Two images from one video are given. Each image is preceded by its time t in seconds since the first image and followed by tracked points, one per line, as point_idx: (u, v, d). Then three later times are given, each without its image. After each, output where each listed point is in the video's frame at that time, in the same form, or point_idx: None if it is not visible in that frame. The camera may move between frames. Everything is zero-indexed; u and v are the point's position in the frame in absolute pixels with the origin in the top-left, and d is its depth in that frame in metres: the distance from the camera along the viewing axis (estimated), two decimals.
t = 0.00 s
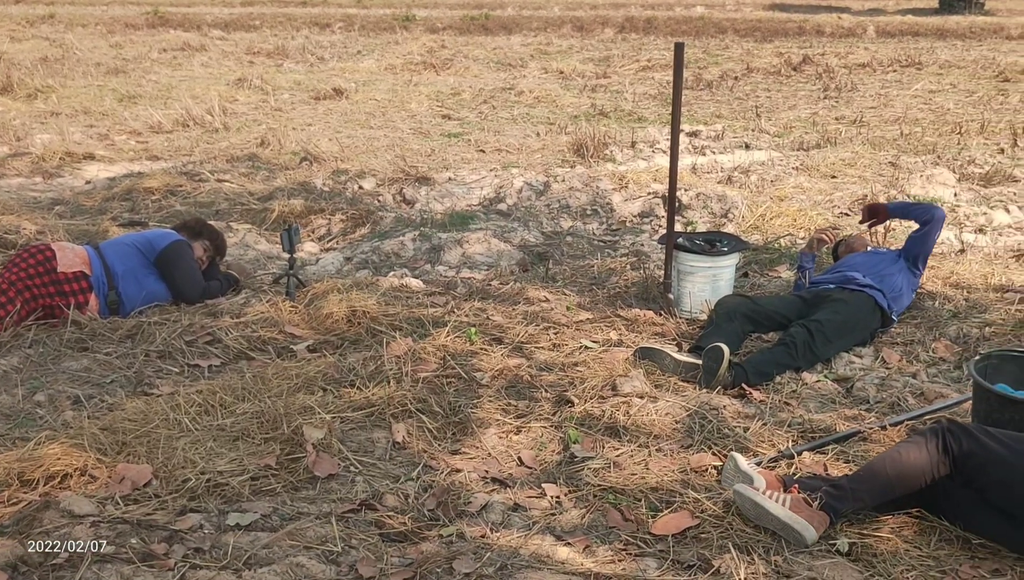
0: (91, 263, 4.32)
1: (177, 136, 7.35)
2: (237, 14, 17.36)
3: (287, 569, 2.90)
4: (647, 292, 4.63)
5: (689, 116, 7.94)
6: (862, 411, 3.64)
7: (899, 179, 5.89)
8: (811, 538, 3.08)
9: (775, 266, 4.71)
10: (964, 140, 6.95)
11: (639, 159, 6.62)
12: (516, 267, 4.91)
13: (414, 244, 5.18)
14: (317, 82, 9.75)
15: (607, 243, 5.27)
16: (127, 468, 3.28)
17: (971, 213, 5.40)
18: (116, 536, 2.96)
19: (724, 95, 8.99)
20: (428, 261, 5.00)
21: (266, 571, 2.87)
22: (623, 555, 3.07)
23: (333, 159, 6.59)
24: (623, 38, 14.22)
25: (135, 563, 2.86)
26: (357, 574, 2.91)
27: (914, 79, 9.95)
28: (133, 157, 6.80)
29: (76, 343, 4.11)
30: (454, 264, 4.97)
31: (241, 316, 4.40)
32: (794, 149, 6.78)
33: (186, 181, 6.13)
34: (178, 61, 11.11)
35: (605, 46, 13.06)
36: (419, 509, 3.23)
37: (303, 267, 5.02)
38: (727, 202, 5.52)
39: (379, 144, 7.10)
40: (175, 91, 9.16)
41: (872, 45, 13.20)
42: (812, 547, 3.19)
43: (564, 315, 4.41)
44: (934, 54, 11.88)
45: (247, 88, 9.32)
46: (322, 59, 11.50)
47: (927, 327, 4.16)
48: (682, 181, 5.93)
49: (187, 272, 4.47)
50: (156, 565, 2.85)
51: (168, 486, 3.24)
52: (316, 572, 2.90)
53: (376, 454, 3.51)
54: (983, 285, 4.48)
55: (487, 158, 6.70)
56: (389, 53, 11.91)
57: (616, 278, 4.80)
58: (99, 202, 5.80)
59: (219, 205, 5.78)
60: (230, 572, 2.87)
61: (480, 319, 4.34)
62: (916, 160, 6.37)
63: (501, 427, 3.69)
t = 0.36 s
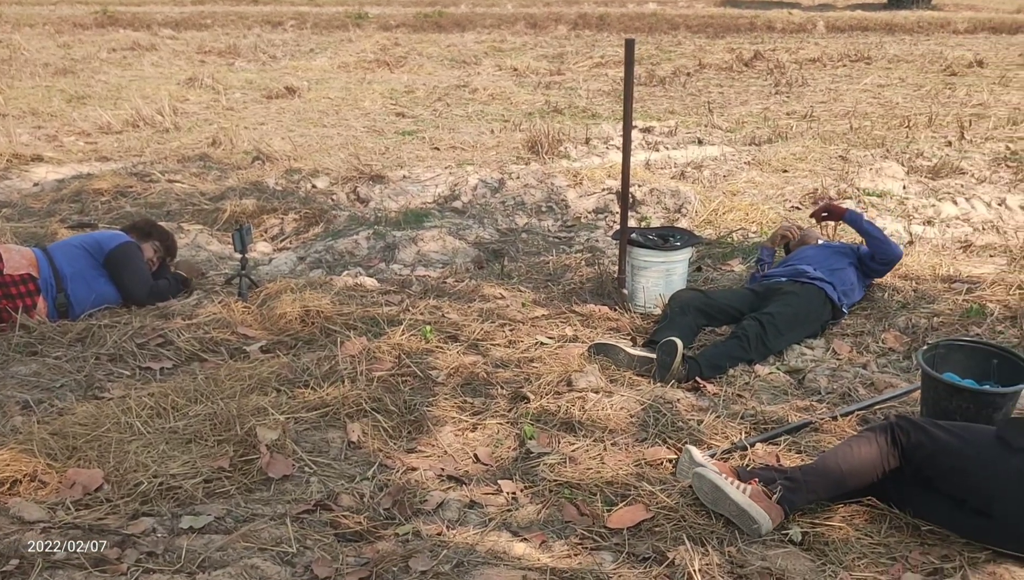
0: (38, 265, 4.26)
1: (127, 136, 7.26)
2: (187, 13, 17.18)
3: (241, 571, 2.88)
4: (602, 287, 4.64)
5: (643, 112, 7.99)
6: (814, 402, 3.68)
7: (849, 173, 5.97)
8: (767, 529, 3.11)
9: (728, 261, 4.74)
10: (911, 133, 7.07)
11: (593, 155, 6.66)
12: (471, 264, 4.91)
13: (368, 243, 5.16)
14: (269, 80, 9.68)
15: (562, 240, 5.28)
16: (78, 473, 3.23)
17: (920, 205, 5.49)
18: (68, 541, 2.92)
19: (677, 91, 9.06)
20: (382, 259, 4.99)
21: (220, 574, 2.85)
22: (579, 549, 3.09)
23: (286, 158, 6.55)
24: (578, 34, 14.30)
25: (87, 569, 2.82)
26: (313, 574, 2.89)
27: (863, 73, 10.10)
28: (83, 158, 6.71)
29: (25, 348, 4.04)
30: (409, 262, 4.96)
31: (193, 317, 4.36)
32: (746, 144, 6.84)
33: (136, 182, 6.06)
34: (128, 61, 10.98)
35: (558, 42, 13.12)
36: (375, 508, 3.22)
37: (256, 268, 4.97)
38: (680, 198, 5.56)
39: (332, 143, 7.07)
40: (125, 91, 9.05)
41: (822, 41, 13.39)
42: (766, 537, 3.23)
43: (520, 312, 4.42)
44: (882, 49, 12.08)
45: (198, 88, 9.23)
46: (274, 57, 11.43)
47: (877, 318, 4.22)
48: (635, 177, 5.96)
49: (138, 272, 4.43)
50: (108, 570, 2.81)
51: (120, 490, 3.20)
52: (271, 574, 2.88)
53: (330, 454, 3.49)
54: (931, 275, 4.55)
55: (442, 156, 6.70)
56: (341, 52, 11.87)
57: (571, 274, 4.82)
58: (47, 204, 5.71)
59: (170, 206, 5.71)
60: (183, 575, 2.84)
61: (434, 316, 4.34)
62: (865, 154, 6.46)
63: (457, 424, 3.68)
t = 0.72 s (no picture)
0: None
1: (70, 137, 7.15)
2: (131, 12, 16.95)
3: (189, 574, 2.85)
4: (551, 282, 4.66)
5: (591, 107, 8.04)
6: (761, 392, 3.72)
7: (794, 165, 6.05)
8: (713, 518, 3.14)
9: (675, 253, 4.78)
10: (855, 125, 7.19)
11: (542, 151, 6.69)
12: (421, 261, 4.91)
13: (316, 240, 5.13)
14: (215, 79, 9.59)
15: (511, 235, 5.30)
16: (20, 478, 3.18)
17: (863, 196, 5.58)
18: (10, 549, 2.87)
19: (625, 86, 9.13)
20: (330, 257, 4.96)
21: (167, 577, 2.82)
22: (529, 543, 3.09)
23: (231, 157, 6.50)
24: (527, 30, 14.37)
25: (30, 576, 2.78)
26: (262, 575, 2.87)
27: (808, 66, 10.26)
28: (24, 159, 6.59)
29: None
30: (358, 260, 4.95)
31: (138, 318, 4.31)
32: (693, 137, 6.91)
33: (78, 183, 5.98)
34: (69, 60, 10.80)
35: (507, 38, 13.16)
36: (325, 508, 3.20)
37: (202, 267, 4.92)
38: (629, 191, 5.60)
39: (279, 140, 7.03)
40: (67, 90, 8.90)
41: (768, 35, 13.60)
42: (715, 526, 3.26)
43: (470, 307, 4.42)
44: (827, 43, 12.30)
45: (142, 87, 9.12)
46: (220, 55, 11.33)
47: (823, 308, 4.27)
48: (584, 172, 6.00)
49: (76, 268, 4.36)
50: (52, 577, 2.77)
51: (64, 495, 3.16)
52: (219, 576, 2.85)
53: (279, 454, 3.47)
54: (874, 265, 4.63)
55: (390, 153, 6.70)
56: (288, 49, 11.81)
57: (521, 269, 4.83)
58: None
59: (114, 207, 5.64)
60: None
61: (383, 314, 4.33)
62: (810, 146, 6.55)
63: (407, 421, 3.67)
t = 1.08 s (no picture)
0: None
1: (13, 136, 7.03)
2: (75, 8, 16.67)
3: (136, 576, 2.81)
4: (503, 277, 4.67)
5: (543, 102, 8.08)
6: (710, 383, 3.75)
7: (744, 158, 6.13)
8: (663, 509, 3.15)
9: (626, 248, 4.83)
10: (803, 117, 7.31)
11: (494, 146, 6.72)
12: (372, 257, 4.91)
13: (266, 238, 5.10)
14: (161, 76, 9.49)
15: (463, 231, 5.32)
16: None
17: (811, 187, 5.66)
18: None
19: (577, 81, 9.19)
20: (280, 255, 4.94)
21: None
22: (482, 538, 3.09)
23: (179, 155, 6.44)
24: (478, 25, 14.43)
25: None
26: (211, 576, 2.84)
27: (757, 60, 10.41)
28: None
29: None
30: (308, 257, 4.92)
31: (83, 319, 4.25)
32: (643, 132, 6.97)
33: (22, 184, 5.88)
34: (11, 59, 10.61)
35: (459, 33, 13.19)
36: (275, 507, 3.17)
37: (149, 266, 4.86)
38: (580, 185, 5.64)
39: (227, 138, 6.97)
40: (10, 89, 8.74)
41: (717, 29, 13.78)
42: (666, 516, 3.28)
43: (421, 303, 4.41)
44: (775, 37, 12.51)
45: (87, 85, 9.00)
46: (167, 53, 11.22)
47: (771, 299, 4.33)
48: (535, 167, 6.03)
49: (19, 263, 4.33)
50: None
51: (8, 500, 3.10)
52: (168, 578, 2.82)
53: (229, 454, 3.43)
54: (822, 255, 4.70)
55: (340, 149, 6.69)
56: (237, 46, 11.73)
57: (473, 265, 4.84)
58: None
59: (59, 207, 5.56)
60: None
61: (334, 311, 4.31)
62: (759, 139, 6.64)
63: (358, 419, 3.64)
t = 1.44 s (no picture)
0: None
1: None
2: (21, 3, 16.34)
3: None
4: (460, 272, 4.68)
5: (500, 97, 8.11)
6: (667, 375, 3.78)
7: (699, 151, 6.20)
8: (619, 501, 3.16)
9: (583, 242, 4.86)
10: (757, 111, 7.42)
11: (451, 141, 6.74)
12: (327, 254, 4.90)
13: (220, 236, 5.06)
14: (113, 73, 9.36)
15: (420, 227, 5.34)
16: None
17: (766, 180, 5.73)
18: None
19: (534, 75, 9.24)
20: (234, 252, 4.90)
21: None
22: (440, 534, 3.08)
23: (130, 152, 6.36)
24: (435, 20, 14.45)
25: None
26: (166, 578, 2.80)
27: (712, 54, 10.54)
28: None
29: None
30: (263, 254, 4.89)
31: (33, 320, 4.18)
32: (600, 126, 7.02)
33: None
34: None
35: (415, 28, 13.20)
36: (231, 507, 3.14)
37: (101, 265, 4.79)
38: (537, 180, 5.67)
39: (180, 134, 6.90)
40: None
41: (672, 23, 13.93)
42: (624, 508, 3.29)
43: (378, 300, 4.40)
44: (730, 31, 12.66)
45: (36, 82, 8.84)
46: (118, 49, 11.07)
47: (727, 291, 4.37)
48: (492, 161, 6.06)
49: None
50: None
51: None
52: None
53: (183, 454, 3.39)
54: (776, 247, 4.76)
55: (294, 145, 6.67)
56: (190, 41, 11.61)
57: (431, 260, 4.85)
58: None
59: (8, 207, 5.46)
60: None
61: (290, 309, 4.28)
62: (714, 133, 6.73)
63: (315, 417, 3.62)
